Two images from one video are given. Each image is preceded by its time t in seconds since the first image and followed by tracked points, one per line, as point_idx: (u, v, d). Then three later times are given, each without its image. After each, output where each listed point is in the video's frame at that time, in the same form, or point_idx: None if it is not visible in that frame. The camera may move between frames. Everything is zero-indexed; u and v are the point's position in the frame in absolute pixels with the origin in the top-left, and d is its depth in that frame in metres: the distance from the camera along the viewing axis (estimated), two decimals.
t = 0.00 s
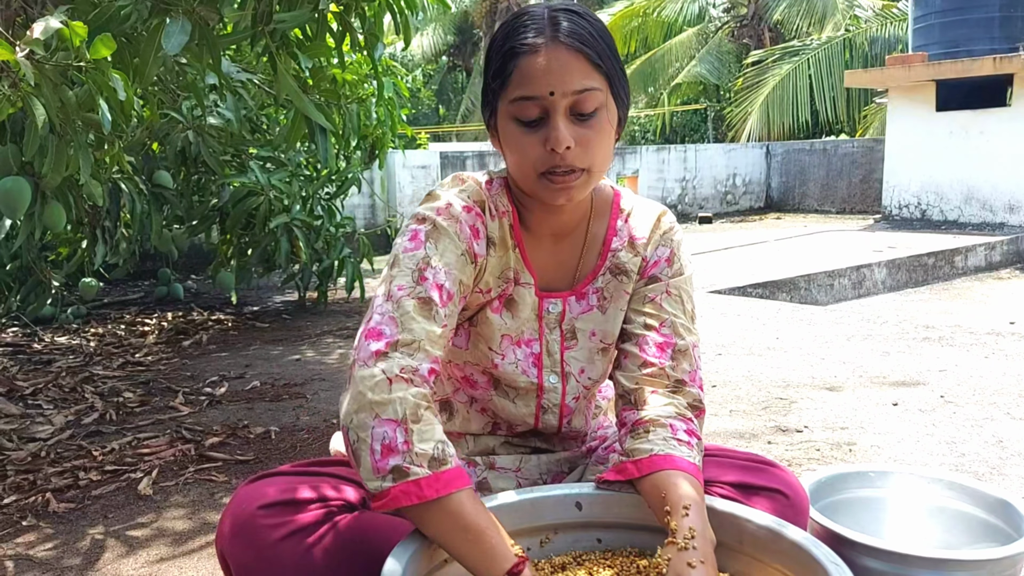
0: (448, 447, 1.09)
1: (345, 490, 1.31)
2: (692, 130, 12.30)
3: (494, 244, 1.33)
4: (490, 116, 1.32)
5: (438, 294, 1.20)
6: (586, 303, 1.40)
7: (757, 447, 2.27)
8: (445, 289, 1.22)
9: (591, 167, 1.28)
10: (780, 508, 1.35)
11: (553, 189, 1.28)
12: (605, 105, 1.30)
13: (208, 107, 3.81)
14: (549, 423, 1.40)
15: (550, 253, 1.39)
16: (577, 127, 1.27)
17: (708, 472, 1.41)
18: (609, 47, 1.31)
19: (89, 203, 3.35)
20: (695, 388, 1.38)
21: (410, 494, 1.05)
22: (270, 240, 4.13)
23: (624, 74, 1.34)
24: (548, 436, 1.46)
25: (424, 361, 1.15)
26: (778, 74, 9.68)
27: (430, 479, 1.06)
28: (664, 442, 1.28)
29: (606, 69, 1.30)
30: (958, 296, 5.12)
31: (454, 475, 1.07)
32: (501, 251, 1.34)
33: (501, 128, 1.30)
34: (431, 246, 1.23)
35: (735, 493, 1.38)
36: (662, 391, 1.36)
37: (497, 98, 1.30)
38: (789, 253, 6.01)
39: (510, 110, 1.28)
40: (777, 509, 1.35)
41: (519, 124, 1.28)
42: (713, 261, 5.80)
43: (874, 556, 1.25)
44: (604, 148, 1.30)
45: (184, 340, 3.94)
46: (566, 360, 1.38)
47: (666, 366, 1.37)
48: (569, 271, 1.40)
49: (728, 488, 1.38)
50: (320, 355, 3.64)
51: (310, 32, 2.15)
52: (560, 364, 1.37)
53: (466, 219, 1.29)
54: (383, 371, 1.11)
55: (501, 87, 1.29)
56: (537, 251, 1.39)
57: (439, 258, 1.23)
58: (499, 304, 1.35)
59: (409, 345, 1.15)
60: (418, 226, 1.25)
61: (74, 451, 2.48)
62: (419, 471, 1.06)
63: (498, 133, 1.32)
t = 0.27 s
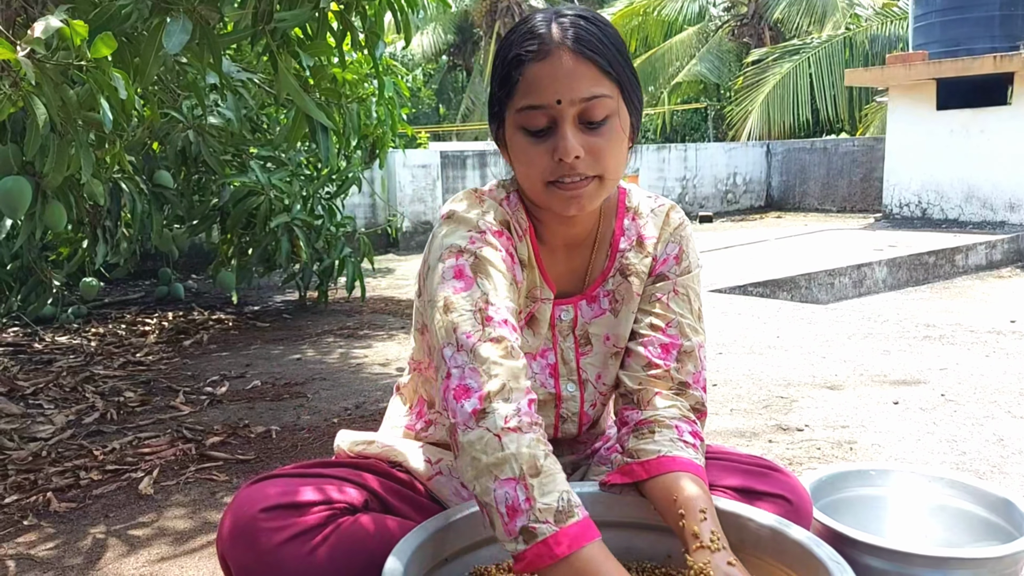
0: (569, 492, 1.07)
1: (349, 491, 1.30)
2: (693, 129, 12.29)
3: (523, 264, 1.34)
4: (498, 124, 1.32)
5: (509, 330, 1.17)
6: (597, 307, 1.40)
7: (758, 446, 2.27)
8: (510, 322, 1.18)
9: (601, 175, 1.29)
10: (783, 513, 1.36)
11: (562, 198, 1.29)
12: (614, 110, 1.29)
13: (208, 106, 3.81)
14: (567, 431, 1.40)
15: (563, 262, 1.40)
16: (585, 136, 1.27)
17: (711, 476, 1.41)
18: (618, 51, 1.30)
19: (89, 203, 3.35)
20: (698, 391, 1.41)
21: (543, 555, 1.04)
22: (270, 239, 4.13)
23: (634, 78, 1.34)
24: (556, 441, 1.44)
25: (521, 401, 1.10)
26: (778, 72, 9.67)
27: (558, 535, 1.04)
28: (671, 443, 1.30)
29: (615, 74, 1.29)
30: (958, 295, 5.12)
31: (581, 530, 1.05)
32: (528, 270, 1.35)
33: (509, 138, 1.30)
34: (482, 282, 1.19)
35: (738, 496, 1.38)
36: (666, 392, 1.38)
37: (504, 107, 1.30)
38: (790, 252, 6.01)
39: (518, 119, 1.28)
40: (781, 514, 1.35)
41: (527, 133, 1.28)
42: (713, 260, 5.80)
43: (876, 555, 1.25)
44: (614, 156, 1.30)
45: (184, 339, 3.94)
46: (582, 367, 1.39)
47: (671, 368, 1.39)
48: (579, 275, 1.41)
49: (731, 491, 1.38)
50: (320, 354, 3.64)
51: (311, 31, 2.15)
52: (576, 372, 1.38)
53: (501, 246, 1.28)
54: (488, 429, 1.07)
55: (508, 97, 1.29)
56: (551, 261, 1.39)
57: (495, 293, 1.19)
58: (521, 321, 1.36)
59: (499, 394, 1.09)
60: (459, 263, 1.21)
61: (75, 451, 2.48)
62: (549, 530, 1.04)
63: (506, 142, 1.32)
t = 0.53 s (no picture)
0: (524, 466, 1.05)
1: (349, 492, 1.30)
2: (693, 128, 12.29)
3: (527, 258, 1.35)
4: (506, 122, 1.32)
5: (498, 313, 1.17)
6: (599, 305, 1.41)
7: (758, 446, 2.27)
8: (502, 308, 1.18)
9: (607, 179, 1.29)
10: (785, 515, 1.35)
11: (568, 201, 1.29)
12: (623, 113, 1.29)
13: (209, 106, 3.81)
14: (567, 428, 1.41)
15: (566, 259, 1.41)
16: (593, 138, 1.27)
17: (712, 476, 1.41)
18: (630, 55, 1.30)
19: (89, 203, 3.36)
20: (699, 389, 1.40)
21: (481, 521, 1.01)
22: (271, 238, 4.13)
23: (643, 83, 1.34)
24: (553, 439, 1.45)
25: (497, 377, 1.10)
26: (778, 71, 9.67)
27: (499, 503, 1.02)
28: (671, 443, 1.30)
29: (625, 78, 1.29)
30: (959, 293, 5.12)
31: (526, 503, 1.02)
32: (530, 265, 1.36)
33: (517, 137, 1.30)
34: (482, 268, 1.20)
35: (739, 497, 1.38)
36: (667, 390, 1.37)
37: (513, 105, 1.30)
38: (790, 252, 6.01)
39: (527, 118, 1.28)
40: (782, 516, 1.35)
41: (535, 133, 1.28)
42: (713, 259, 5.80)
43: (876, 553, 1.25)
44: (620, 161, 1.30)
45: (184, 339, 3.94)
46: (582, 365, 1.39)
47: (672, 365, 1.38)
48: (581, 273, 1.42)
49: (732, 492, 1.38)
50: (320, 354, 3.64)
51: (311, 30, 2.15)
52: (577, 369, 1.39)
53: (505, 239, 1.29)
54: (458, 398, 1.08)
55: (518, 95, 1.28)
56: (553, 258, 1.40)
57: (491, 280, 1.20)
58: (524, 316, 1.37)
59: (476, 366, 1.10)
60: (461, 246, 1.22)
61: (76, 450, 2.48)
62: (493, 495, 1.02)
63: (514, 141, 1.32)
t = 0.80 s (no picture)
0: (438, 432, 1.11)
1: (349, 490, 1.30)
2: (693, 128, 12.28)
3: (499, 227, 1.36)
4: (492, 98, 1.35)
5: (443, 285, 1.23)
6: (586, 288, 1.41)
7: (758, 445, 2.28)
8: (451, 279, 1.25)
9: (589, 148, 1.30)
10: (784, 511, 1.35)
11: (550, 168, 1.29)
12: (604, 86, 1.32)
13: (209, 106, 3.81)
14: (551, 407, 1.41)
15: (551, 241, 1.42)
16: (575, 105, 1.29)
17: (710, 474, 1.41)
18: (609, 32, 1.34)
19: (90, 203, 3.36)
20: (693, 370, 1.38)
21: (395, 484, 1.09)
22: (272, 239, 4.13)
23: (623, 62, 1.36)
24: (547, 427, 1.47)
25: (430, 351, 1.18)
26: (778, 71, 9.68)
27: (411, 465, 1.09)
28: (661, 441, 1.28)
29: (605, 52, 1.32)
30: (959, 293, 5.11)
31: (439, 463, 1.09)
32: (505, 235, 1.37)
33: (502, 109, 1.32)
34: (432, 240, 1.26)
35: (738, 495, 1.37)
36: (661, 374, 1.35)
37: (498, 80, 1.33)
38: (790, 251, 6.01)
39: (511, 89, 1.30)
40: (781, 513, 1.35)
41: (519, 102, 1.30)
42: (713, 259, 5.79)
43: (876, 553, 1.25)
44: (601, 129, 1.31)
45: (185, 339, 3.95)
46: (568, 345, 1.40)
47: (665, 348, 1.37)
48: (568, 256, 1.42)
49: (730, 490, 1.38)
50: (320, 354, 3.64)
51: (312, 31, 2.14)
52: (563, 349, 1.39)
53: (471, 205, 1.32)
54: (392, 372, 1.17)
55: (503, 69, 1.32)
56: (539, 238, 1.41)
57: (440, 251, 1.26)
58: (503, 288, 1.38)
59: (412, 341, 1.19)
60: (419, 221, 1.29)
61: (76, 450, 2.48)
62: (403, 460, 1.10)
63: (499, 114, 1.34)
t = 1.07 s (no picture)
0: (472, 414, 1.20)
1: (348, 486, 1.30)
2: (694, 128, 12.28)
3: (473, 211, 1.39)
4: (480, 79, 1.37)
5: (434, 271, 1.29)
6: (564, 275, 1.42)
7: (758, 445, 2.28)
8: (440, 263, 1.30)
9: (577, 126, 1.33)
10: (783, 501, 1.35)
11: (542, 143, 1.31)
12: (588, 71, 1.36)
13: (210, 105, 3.81)
14: (529, 391, 1.40)
15: (528, 228, 1.44)
16: (564, 84, 1.32)
17: (710, 465, 1.41)
18: (589, 24, 1.39)
19: (91, 203, 3.36)
20: (666, 356, 1.35)
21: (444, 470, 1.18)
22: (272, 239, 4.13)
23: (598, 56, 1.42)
24: (537, 417, 1.46)
25: (443, 336, 1.26)
26: (779, 71, 9.68)
27: (456, 450, 1.18)
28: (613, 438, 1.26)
29: (587, 42, 1.37)
30: (960, 293, 5.11)
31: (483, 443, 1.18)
32: (480, 220, 1.40)
33: (491, 88, 1.33)
34: (411, 232, 1.33)
35: (738, 484, 1.37)
36: (628, 366, 1.34)
37: (487, 61, 1.35)
38: (791, 251, 6.00)
39: (502, 67, 1.32)
40: (780, 503, 1.35)
41: (510, 79, 1.32)
42: (713, 259, 5.79)
43: (875, 553, 1.25)
44: (587, 109, 1.34)
45: (185, 339, 3.95)
46: (545, 330, 1.40)
47: (632, 337, 1.35)
48: (547, 244, 1.44)
49: (730, 480, 1.37)
50: (321, 353, 3.64)
51: (313, 31, 2.14)
52: (541, 333, 1.39)
53: (438, 190, 1.35)
54: (412, 362, 1.26)
55: (493, 50, 1.34)
56: (517, 225, 1.43)
57: (421, 240, 1.32)
58: (481, 270, 1.39)
59: (425, 329, 1.27)
60: (396, 215, 1.36)
61: (77, 450, 2.49)
62: (447, 447, 1.19)
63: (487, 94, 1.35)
